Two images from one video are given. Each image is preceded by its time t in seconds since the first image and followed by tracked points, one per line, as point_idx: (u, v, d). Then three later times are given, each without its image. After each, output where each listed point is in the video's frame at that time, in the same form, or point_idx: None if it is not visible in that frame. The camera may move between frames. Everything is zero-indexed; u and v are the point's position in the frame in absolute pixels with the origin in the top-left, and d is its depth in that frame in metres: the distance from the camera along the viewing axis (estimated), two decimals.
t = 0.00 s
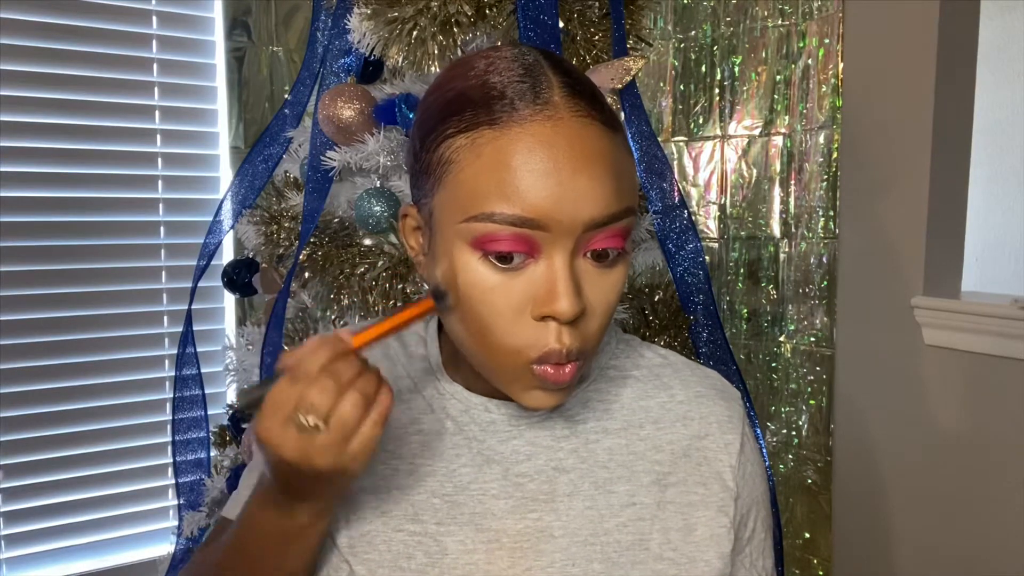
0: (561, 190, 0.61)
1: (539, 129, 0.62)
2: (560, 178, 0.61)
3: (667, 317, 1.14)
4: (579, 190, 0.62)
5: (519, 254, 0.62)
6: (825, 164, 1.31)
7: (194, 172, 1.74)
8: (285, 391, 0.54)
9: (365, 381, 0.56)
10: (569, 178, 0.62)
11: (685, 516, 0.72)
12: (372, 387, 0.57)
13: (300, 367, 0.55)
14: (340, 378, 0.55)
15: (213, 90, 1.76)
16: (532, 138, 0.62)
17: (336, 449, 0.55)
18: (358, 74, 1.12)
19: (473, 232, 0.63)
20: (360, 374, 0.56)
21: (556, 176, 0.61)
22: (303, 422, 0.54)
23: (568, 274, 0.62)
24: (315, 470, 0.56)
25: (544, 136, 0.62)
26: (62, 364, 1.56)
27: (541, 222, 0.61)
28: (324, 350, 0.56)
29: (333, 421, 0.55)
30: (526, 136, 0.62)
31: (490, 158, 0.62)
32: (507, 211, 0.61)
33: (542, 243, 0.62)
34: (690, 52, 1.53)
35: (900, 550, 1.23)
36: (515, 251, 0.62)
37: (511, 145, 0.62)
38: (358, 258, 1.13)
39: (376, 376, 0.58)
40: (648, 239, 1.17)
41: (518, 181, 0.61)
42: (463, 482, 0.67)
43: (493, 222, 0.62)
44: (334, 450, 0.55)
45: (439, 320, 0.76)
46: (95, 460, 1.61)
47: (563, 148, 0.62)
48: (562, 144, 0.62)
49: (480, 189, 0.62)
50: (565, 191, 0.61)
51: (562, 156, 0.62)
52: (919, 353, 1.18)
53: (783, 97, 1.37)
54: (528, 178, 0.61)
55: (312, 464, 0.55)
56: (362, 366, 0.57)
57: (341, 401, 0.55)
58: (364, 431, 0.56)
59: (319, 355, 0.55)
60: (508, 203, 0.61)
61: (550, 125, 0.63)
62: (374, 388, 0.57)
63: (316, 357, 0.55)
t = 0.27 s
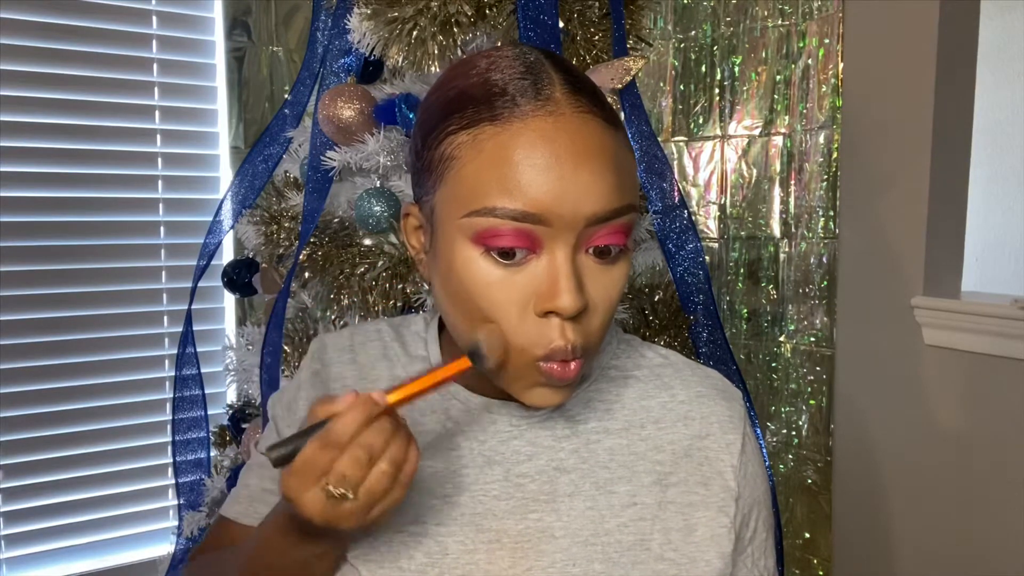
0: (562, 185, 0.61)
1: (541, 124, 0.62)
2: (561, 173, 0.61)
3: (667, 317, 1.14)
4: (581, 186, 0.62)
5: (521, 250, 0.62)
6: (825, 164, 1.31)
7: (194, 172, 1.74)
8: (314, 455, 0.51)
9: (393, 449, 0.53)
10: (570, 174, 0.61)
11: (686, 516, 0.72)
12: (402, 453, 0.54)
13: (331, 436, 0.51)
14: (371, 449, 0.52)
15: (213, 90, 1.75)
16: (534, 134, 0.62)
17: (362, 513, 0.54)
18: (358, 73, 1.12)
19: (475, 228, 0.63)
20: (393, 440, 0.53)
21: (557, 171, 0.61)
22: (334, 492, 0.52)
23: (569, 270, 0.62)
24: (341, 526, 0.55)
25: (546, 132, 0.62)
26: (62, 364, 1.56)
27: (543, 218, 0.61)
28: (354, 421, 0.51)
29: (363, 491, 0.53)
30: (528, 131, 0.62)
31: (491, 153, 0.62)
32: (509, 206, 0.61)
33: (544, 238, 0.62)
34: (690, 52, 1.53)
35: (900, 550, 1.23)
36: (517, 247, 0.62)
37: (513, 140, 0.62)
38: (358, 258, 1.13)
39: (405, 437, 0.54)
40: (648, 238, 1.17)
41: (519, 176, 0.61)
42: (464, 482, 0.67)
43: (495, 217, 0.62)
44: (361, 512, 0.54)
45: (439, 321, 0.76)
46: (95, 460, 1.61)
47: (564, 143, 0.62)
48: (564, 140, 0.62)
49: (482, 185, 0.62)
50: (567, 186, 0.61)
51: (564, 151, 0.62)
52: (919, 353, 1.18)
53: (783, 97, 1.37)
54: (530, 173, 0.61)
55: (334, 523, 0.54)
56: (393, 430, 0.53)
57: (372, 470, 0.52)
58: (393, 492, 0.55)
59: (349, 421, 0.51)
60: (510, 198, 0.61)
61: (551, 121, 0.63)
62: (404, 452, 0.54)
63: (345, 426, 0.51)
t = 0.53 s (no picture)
0: (561, 179, 0.61)
1: (540, 120, 0.62)
2: (560, 168, 0.61)
3: (667, 317, 1.14)
4: (580, 181, 0.62)
5: (520, 245, 0.62)
6: (825, 164, 1.31)
7: (194, 173, 1.74)
8: (306, 455, 0.53)
9: (385, 436, 0.55)
10: (570, 168, 0.62)
11: (685, 519, 0.72)
12: (393, 443, 0.55)
13: (321, 435, 0.53)
14: (361, 443, 0.54)
15: (214, 90, 1.76)
16: (533, 128, 0.62)
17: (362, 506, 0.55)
18: (358, 74, 1.12)
19: (474, 223, 0.63)
20: (382, 429, 0.55)
21: (556, 165, 0.61)
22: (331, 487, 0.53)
23: (569, 265, 0.62)
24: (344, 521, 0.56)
25: (545, 128, 0.62)
26: (62, 364, 1.56)
27: (542, 212, 0.61)
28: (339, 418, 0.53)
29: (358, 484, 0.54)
30: (527, 126, 0.62)
31: (490, 148, 0.62)
32: (508, 201, 0.61)
33: (544, 234, 0.62)
34: (690, 52, 1.53)
35: (900, 551, 1.23)
36: (516, 242, 0.62)
37: (512, 135, 0.62)
38: (358, 258, 1.13)
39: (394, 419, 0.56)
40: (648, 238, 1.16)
41: (518, 171, 0.61)
42: (463, 485, 0.67)
43: (494, 212, 0.62)
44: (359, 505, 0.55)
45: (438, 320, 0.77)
46: (95, 460, 1.61)
47: (563, 138, 0.62)
48: (563, 135, 0.62)
49: (480, 181, 0.62)
50: (566, 180, 0.61)
51: (563, 146, 0.62)
52: (920, 353, 1.18)
53: (783, 97, 1.37)
54: (529, 168, 0.61)
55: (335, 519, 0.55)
56: (383, 419, 0.55)
57: (365, 463, 0.54)
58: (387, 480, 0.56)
59: (336, 420, 0.53)
60: (509, 193, 0.61)
61: (550, 117, 0.63)
62: (394, 438, 0.55)
63: (334, 423, 0.53)
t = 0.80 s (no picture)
0: (554, 178, 0.61)
1: (533, 118, 0.62)
2: (553, 166, 0.61)
3: (667, 317, 1.14)
4: (573, 179, 0.62)
5: (514, 244, 0.62)
6: (825, 164, 1.31)
7: (194, 172, 1.74)
8: (289, 428, 0.54)
9: (367, 407, 0.56)
10: (562, 166, 0.62)
11: (685, 521, 0.72)
12: (374, 412, 0.56)
13: (303, 405, 0.53)
14: (342, 413, 0.55)
15: (213, 90, 1.76)
16: (525, 127, 0.62)
17: (347, 478, 0.56)
18: (358, 74, 1.12)
19: (468, 222, 0.63)
20: (364, 398, 0.56)
21: (549, 164, 0.61)
22: (312, 457, 0.54)
23: (562, 264, 0.62)
24: (329, 496, 0.56)
25: (537, 126, 0.62)
26: (62, 364, 1.56)
27: (535, 211, 0.61)
28: (320, 387, 0.53)
29: (341, 453, 0.55)
30: (519, 125, 0.62)
31: (483, 147, 0.62)
32: (501, 199, 0.61)
33: (537, 232, 0.62)
34: (690, 52, 1.53)
35: (900, 551, 1.23)
36: (509, 241, 0.62)
37: (504, 134, 0.62)
38: (358, 258, 1.13)
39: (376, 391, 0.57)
40: (648, 238, 1.17)
41: (511, 170, 0.61)
42: (463, 487, 0.68)
43: (487, 211, 0.62)
44: (344, 477, 0.56)
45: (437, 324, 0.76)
46: (95, 460, 1.61)
47: (556, 137, 0.62)
48: (556, 133, 0.62)
49: (473, 180, 0.62)
50: (559, 179, 0.61)
51: (555, 145, 0.62)
52: (919, 353, 1.18)
53: (783, 97, 1.37)
54: (521, 166, 0.61)
55: (321, 492, 0.56)
56: (364, 391, 0.56)
57: (347, 433, 0.55)
58: (371, 451, 0.57)
59: (316, 391, 0.53)
60: (502, 192, 0.61)
61: (543, 115, 0.63)
62: (376, 410, 0.56)
63: (313, 395, 0.53)
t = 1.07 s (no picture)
0: (550, 178, 0.61)
1: (529, 119, 0.63)
2: (548, 167, 0.61)
3: (667, 316, 1.14)
4: (568, 180, 0.62)
5: (510, 245, 0.62)
6: (825, 164, 1.31)
7: (195, 172, 1.74)
8: (280, 408, 0.55)
9: (357, 390, 0.57)
10: (558, 167, 0.62)
11: (684, 522, 0.72)
12: (364, 395, 0.57)
13: (292, 385, 0.55)
14: (333, 395, 0.56)
15: (214, 90, 1.76)
16: (521, 128, 0.62)
17: (337, 459, 0.57)
18: (358, 74, 1.12)
19: (463, 223, 0.63)
20: (355, 381, 0.57)
21: (544, 164, 0.61)
22: (302, 438, 0.55)
23: (558, 265, 0.62)
24: (318, 479, 0.57)
25: (533, 127, 0.62)
26: (62, 363, 1.56)
27: (531, 211, 0.61)
28: (311, 365, 0.55)
29: (330, 435, 0.56)
30: (515, 126, 0.62)
31: (478, 148, 0.62)
32: (497, 200, 0.61)
33: (533, 233, 0.62)
34: (690, 52, 1.53)
35: (900, 552, 1.23)
36: (505, 242, 0.62)
37: (500, 135, 0.62)
38: (358, 258, 1.13)
39: (369, 375, 0.58)
40: (648, 238, 1.17)
41: (506, 170, 0.61)
42: (462, 488, 0.67)
43: (483, 212, 0.62)
44: (335, 459, 0.57)
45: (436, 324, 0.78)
46: (95, 460, 1.61)
47: (551, 137, 0.62)
48: (551, 134, 0.62)
49: (469, 181, 0.63)
50: (554, 179, 0.61)
51: (551, 145, 0.62)
52: (919, 353, 1.18)
53: (783, 97, 1.37)
54: (517, 167, 0.61)
55: (310, 475, 0.57)
56: (355, 373, 0.57)
57: (337, 414, 0.56)
58: (361, 434, 0.58)
59: (308, 372, 0.55)
60: (498, 193, 0.61)
61: (538, 115, 0.63)
62: (367, 394, 0.57)
63: (307, 373, 0.55)
